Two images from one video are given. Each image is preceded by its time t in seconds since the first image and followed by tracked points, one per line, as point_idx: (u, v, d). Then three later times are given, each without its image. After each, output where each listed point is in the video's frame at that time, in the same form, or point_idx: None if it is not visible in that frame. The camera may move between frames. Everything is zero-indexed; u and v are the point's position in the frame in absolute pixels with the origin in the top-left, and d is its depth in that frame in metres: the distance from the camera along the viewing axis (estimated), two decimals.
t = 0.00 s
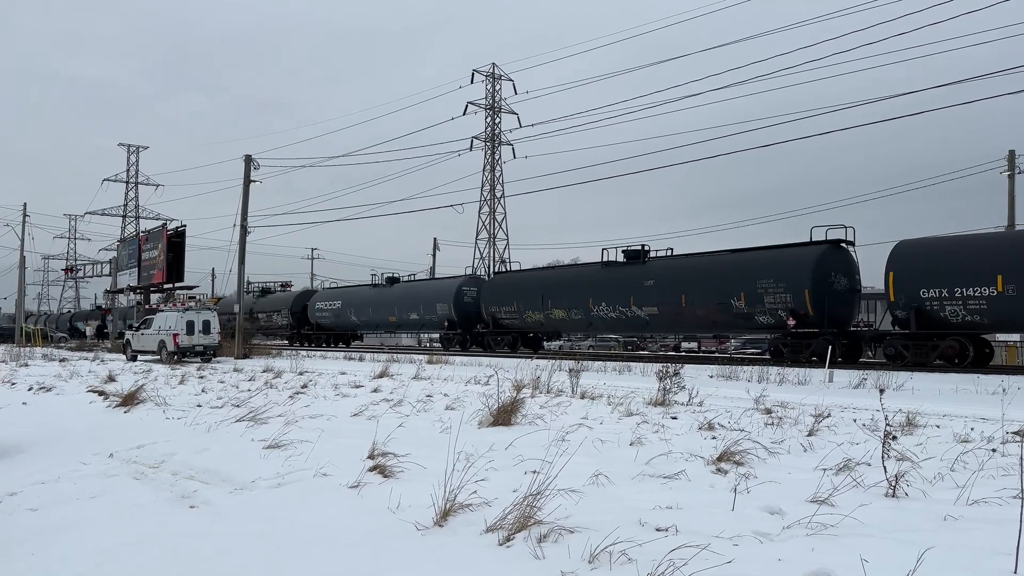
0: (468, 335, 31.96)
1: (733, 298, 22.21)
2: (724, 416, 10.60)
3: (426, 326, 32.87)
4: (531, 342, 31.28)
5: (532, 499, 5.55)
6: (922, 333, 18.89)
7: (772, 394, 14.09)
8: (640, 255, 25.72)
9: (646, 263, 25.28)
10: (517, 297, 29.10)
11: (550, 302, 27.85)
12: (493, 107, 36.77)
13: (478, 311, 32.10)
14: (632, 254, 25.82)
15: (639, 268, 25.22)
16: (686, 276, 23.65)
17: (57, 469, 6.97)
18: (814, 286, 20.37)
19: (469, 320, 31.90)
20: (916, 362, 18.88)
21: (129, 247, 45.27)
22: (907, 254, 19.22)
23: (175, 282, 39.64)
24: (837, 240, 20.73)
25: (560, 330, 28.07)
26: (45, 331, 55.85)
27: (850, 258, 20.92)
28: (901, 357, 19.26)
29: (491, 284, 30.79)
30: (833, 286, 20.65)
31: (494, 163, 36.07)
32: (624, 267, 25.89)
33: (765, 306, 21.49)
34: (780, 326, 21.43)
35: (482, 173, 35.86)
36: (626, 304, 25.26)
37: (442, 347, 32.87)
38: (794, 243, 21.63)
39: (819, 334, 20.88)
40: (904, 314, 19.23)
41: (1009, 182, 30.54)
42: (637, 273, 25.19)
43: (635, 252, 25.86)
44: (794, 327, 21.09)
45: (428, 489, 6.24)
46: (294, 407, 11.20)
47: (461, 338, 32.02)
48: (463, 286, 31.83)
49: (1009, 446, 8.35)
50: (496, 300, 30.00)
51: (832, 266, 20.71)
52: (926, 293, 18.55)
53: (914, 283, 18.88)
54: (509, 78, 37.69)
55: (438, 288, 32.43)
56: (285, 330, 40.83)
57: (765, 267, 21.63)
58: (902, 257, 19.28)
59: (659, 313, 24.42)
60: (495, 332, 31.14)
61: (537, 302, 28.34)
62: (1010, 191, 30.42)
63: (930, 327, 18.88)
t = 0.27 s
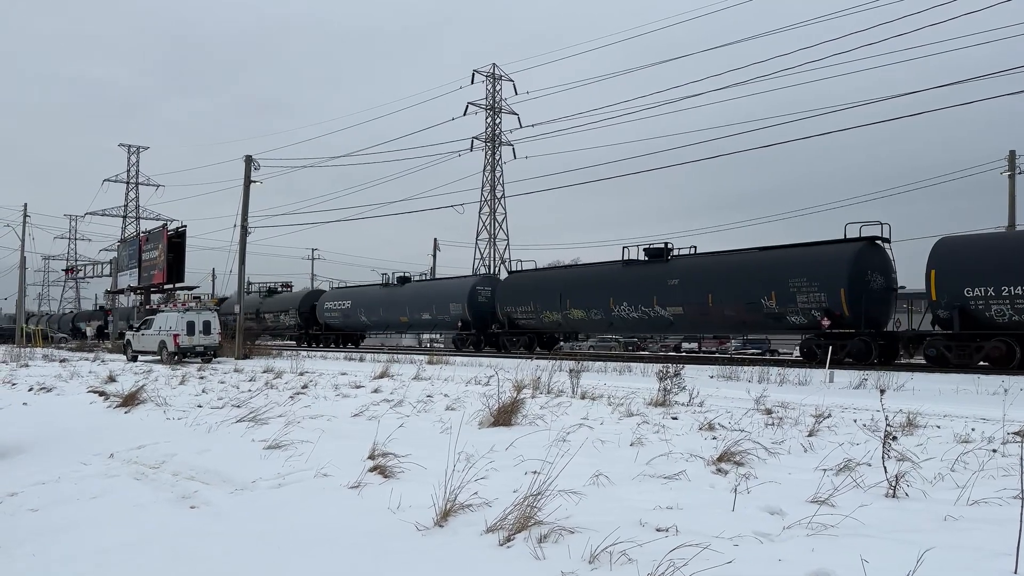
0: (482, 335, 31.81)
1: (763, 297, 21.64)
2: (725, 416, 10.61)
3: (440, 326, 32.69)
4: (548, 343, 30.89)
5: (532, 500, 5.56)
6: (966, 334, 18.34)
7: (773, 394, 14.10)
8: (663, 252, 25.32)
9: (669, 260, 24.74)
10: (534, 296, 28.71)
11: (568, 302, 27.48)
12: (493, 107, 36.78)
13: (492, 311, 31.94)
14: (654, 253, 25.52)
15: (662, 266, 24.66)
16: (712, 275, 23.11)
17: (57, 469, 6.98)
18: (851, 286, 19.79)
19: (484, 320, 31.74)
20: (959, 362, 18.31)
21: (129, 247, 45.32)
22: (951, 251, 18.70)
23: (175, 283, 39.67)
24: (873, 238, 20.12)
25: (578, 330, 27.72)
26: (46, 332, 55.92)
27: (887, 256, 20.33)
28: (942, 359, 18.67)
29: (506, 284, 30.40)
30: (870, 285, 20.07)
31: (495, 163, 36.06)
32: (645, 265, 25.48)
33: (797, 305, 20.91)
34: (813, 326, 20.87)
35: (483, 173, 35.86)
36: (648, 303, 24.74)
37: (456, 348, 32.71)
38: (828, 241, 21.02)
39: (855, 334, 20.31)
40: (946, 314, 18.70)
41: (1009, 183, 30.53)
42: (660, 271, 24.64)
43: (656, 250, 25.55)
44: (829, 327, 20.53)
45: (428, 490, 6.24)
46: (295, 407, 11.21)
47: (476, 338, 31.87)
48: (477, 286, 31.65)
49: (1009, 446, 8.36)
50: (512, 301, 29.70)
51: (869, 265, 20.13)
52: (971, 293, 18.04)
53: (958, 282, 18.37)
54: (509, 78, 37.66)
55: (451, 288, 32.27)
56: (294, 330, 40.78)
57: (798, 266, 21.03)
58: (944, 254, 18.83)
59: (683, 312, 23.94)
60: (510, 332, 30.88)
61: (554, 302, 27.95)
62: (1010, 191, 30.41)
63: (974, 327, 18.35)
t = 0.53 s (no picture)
0: (497, 336, 31.67)
1: (794, 296, 21.15)
2: (725, 417, 10.62)
3: (453, 326, 32.55)
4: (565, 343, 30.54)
5: (532, 500, 5.56)
6: (1012, 334, 17.56)
7: (773, 394, 14.12)
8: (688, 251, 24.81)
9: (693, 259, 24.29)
10: (551, 296, 28.35)
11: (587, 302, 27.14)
12: (493, 108, 36.79)
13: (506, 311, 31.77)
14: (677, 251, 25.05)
15: (687, 265, 24.20)
16: (739, 274, 22.67)
17: (57, 470, 6.98)
18: (889, 285, 19.25)
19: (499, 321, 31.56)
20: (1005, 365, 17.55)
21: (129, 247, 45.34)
22: (998, 247, 17.89)
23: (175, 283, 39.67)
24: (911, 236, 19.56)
25: (596, 330, 27.41)
26: (46, 332, 55.98)
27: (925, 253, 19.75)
28: (988, 360, 17.97)
29: (523, 284, 30.04)
30: (908, 283, 19.51)
31: (494, 163, 36.04)
32: (668, 263, 25.07)
33: (832, 305, 20.40)
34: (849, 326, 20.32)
35: (482, 173, 35.86)
36: (672, 302, 24.29)
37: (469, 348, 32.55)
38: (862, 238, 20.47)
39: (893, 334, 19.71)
40: (991, 314, 17.93)
41: (1009, 183, 30.53)
42: (684, 271, 24.21)
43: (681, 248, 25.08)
44: (865, 327, 20.00)
45: (428, 490, 6.24)
46: (295, 408, 11.22)
47: (490, 338, 31.72)
48: (491, 285, 31.47)
49: (1009, 446, 8.37)
50: (528, 301, 29.41)
51: (907, 262, 19.56)
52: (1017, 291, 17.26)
53: (1004, 280, 17.60)
54: (509, 79, 37.68)
55: (464, 288, 32.12)
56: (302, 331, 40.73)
57: (832, 264, 20.51)
58: (988, 249, 18.06)
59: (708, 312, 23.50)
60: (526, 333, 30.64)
61: (572, 302, 27.60)
62: (1010, 192, 30.40)
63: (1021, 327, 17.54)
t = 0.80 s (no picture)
0: (512, 336, 31.62)
1: (828, 296, 20.82)
2: (724, 417, 10.62)
3: (467, 326, 32.48)
4: (582, 344, 30.49)
5: (532, 500, 5.56)
6: None
7: (773, 395, 14.12)
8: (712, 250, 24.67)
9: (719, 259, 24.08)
10: (570, 295, 28.21)
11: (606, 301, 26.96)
12: (493, 108, 36.79)
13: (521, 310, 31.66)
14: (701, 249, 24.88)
15: (714, 264, 23.97)
16: (767, 274, 22.43)
17: (57, 470, 6.97)
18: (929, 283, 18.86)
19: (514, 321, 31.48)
20: None
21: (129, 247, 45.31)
22: None
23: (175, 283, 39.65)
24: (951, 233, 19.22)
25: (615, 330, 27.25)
26: (46, 332, 55.97)
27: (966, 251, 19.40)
28: None
29: (540, 283, 29.94)
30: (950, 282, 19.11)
31: (495, 163, 36.02)
32: (693, 262, 24.84)
33: (869, 305, 20.04)
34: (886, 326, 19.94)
35: (482, 173, 35.86)
36: (698, 301, 24.06)
37: (483, 348, 32.57)
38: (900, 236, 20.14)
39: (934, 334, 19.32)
40: None
41: (1009, 184, 30.54)
42: (710, 270, 23.99)
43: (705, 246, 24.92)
44: (904, 327, 19.61)
45: (428, 490, 6.24)
46: (294, 408, 11.23)
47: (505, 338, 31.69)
48: (506, 284, 31.31)
49: (1008, 446, 8.39)
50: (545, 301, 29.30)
51: (948, 260, 19.18)
52: None
53: None
54: (509, 79, 37.66)
55: (478, 287, 32.02)
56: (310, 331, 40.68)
57: (867, 263, 20.19)
58: None
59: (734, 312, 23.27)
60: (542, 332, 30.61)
61: (591, 301, 27.46)
62: (1011, 192, 30.40)
63: None
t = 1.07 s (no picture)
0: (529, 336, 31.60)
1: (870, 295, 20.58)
2: (724, 417, 10.63)
3: (482, 326, 32.47)
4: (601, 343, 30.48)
5: (531, 500, 5.56)
6: None
7: (772, 395, 14.11)
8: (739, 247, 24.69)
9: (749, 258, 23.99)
10: (593, 295, 28.12)
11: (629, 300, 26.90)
12: (493, 108, 36.81)
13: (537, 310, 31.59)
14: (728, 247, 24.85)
15: (745, 262, 23.83)
16: (801, 273, 22.28)
17: (55, 469, 6.96)
18: (979, 281, 18.71)
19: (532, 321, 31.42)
20: None
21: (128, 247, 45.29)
22: None
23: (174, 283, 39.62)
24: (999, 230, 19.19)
25: (638, 330, 27.22)
26: (45, 331, 55.99)
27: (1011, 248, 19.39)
28: None
29: (560, 283, 29.84)
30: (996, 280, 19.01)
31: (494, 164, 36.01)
32: (721, 260, 24.76)
33: (913, 305, 19.79)
34: (932, 326, 19.72)
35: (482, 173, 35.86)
36: (727, 301, 23.96)
37: (499, 349, 32.57)
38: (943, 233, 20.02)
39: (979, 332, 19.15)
40: None
41: (1009, 185, 30.56)
42: (740, 269, 23.86)
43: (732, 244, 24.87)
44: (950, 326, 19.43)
45: (427, 490, 6.24)
46: (294, 407, 11.23)
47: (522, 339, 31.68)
48: (523, 284, 31.27)
49: (1007, 446, 8.39)
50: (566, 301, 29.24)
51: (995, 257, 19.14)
52: None
53: None
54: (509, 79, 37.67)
55: (494, 287, 31.98)
56: (319, 330, 40.58)
57: (911, 261, 19.98)
58: None
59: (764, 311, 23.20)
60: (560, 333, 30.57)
61: (614, 301, 27.38)
62: (1011, 193, 30.41)
63: None
